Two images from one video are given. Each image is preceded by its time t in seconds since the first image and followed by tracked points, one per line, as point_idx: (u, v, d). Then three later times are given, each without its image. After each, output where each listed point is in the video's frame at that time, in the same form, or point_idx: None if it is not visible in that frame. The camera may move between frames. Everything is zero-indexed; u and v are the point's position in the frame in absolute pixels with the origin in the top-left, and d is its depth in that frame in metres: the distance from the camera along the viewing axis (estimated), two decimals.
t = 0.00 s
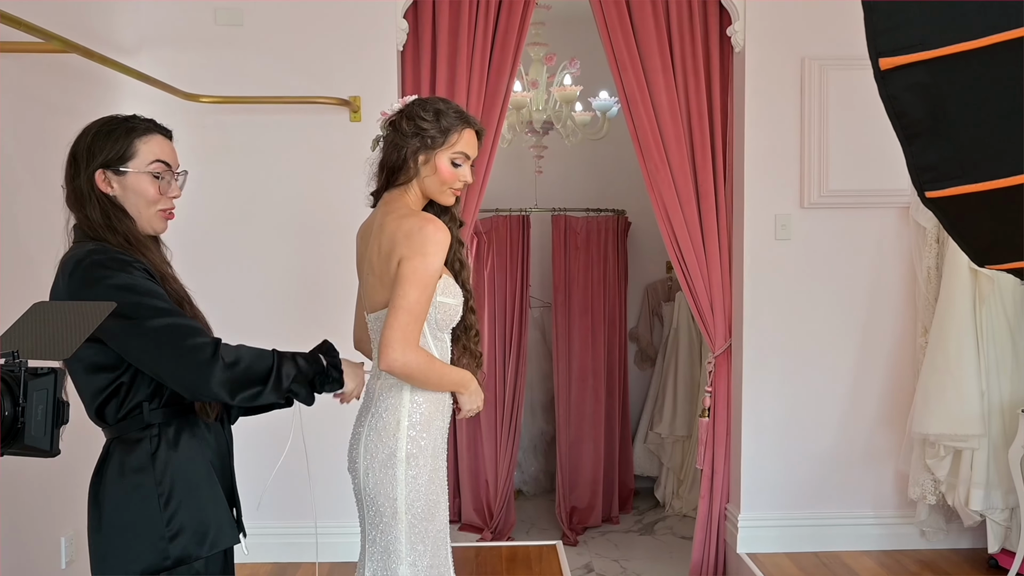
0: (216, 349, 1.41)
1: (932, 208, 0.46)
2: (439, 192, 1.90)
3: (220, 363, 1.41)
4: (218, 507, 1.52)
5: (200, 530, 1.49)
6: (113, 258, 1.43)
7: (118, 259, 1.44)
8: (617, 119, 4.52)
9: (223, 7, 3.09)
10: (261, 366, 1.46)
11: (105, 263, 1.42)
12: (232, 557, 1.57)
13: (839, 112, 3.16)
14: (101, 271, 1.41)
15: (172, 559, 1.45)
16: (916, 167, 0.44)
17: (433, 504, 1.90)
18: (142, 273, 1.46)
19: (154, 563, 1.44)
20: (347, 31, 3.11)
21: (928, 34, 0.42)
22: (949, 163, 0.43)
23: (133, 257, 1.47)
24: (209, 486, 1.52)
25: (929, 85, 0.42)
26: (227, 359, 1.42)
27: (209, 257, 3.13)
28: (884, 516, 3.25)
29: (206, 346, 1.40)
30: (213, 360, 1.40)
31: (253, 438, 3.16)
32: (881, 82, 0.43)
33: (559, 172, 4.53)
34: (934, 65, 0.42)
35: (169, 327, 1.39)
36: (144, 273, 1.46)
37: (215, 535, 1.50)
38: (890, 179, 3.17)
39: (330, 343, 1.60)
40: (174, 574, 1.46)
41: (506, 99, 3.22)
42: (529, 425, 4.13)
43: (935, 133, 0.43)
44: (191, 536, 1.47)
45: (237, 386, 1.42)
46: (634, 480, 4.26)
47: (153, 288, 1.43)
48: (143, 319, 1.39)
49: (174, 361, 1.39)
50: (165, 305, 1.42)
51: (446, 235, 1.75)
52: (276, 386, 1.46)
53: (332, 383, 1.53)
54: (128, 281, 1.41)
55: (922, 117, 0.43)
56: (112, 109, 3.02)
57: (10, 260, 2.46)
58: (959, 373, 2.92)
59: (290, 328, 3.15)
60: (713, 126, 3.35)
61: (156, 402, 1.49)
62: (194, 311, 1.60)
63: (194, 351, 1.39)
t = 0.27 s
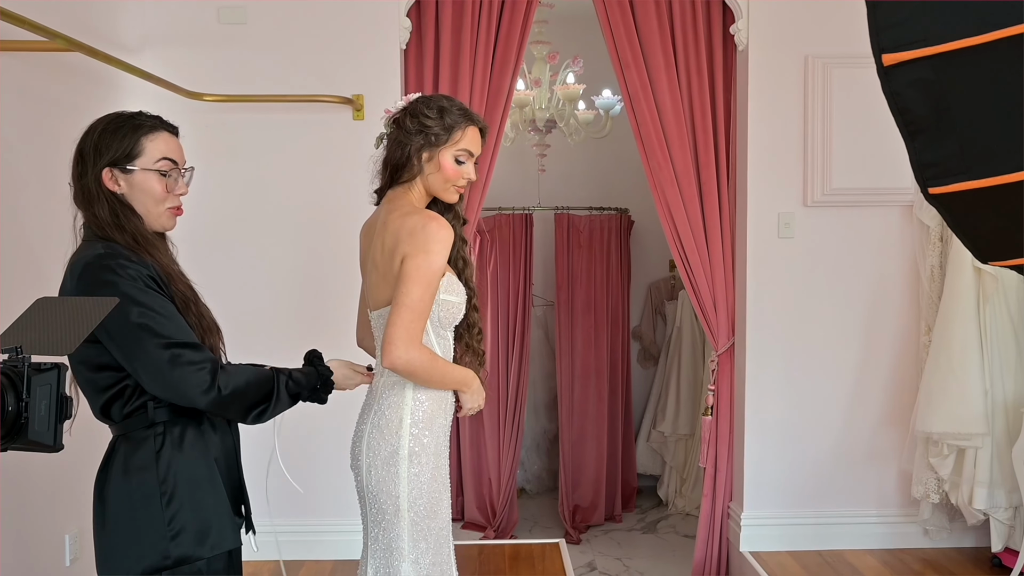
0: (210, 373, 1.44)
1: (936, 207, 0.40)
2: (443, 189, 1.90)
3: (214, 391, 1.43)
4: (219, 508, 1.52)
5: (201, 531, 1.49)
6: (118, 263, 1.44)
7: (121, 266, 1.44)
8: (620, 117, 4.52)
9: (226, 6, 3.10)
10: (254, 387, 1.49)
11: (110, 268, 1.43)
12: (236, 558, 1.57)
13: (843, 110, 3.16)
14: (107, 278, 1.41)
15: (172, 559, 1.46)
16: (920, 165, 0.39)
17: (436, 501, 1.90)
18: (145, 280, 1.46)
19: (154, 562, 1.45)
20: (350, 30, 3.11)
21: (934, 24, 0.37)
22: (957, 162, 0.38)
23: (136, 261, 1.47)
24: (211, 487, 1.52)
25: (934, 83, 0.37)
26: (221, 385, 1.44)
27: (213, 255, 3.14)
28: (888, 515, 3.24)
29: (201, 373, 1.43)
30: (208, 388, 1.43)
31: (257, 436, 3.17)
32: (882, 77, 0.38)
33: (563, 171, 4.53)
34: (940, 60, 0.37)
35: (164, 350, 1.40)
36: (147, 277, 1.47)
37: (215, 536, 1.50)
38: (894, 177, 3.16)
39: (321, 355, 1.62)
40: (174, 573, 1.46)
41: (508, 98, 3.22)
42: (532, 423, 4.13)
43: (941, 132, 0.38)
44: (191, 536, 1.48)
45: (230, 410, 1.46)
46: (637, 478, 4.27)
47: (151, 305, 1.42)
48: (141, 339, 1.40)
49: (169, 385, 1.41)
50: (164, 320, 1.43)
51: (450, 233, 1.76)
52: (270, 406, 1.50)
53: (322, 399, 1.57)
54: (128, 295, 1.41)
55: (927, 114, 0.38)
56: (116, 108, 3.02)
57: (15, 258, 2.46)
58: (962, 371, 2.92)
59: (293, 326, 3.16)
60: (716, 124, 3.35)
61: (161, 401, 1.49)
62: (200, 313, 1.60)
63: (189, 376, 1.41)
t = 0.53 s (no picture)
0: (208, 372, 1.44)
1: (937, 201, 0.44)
2: (445, 187, 1.90)
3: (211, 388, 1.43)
4: (225, 504, 1.53)
5: (207, 526, 1.49)
6: (118, 261, 1.44)
7: (121, 261, 1.44)
8: (622, 115, 4.52)
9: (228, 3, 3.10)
10: (249, 381, 1.50)
11: (111, 265, 1.43)
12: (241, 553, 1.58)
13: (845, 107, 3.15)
14: (106, 274, 1.42)
15: (179, 555, 1.46)
16: (921, 160, 0.42)
17: (439, 499, 1.91)
18: (143, 275, 1.46)
19: (160, 558, 1.45)
20: (352, 28, 3.11)
21: (935, 26, 0.40)
22: (952, 159, 0.41)
23: (135, 256, 1.47)
24: (217, 483, 1.52)
25: (935, 78, 0.40)
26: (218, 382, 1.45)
27: (214, 253, 3.14)
28: (890, 512, 3.24)
29: (197, 372, 1.42)
30: (204, 386, 1.43)
31: (259, 434, 3.17)
32: (884, 74, 0.42)
33: (565, 168, 4.53)
34: (946, 56, 0.40)
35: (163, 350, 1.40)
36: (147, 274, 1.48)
37: (222, 532, 1.51)
38: (896, 173, 3.16)
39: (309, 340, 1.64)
40: (181, 568, 1.47)
41: (510, 95, 3.22)
42: (534, 421, 4.13)
43: (944, 129, 0.41)
44: (198, 532, 1.48)
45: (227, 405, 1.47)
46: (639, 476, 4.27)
47: (151, 303, 1.42)
48: (140, 338, 1.40)
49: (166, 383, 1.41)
50: (162, 317, 1.43)
51: (453, 232, 1.76)
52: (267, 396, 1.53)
53: (315, 381, 1.59)
54: (127, 291, 1.41)
55: (927, 111, 0.41)
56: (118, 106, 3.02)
57: (19, 255, 2.47)
58: (965, 368, 2.91)
59: (296, 324, 3.16)
60: (718, 121, 3.35)
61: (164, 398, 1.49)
62: (200, 311, 1.60)
63: (187, 377, 1.41)
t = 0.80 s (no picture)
0: (204, 365, 1.44)
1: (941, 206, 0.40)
2: (452, 180, 1.90)
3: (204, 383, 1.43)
4: (225, 501, 1.53)
5: (208, 523, 1.50)
6: (117, 255, 1.44)
7: (119, 255, 1.44)
8: (624, 114, 4.52)
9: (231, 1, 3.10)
10: (239, 375, 1.49)
11: (111, 259, 1.43)
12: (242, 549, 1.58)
13: (848, 107, 3.15)
14: (105, 268, 1.42)
15: (179, 552, 1.46)
16: (923, 160, 0.39)
17: (441, 497, 1.91)
18: (142, 270, 1.46)
19: (160, 555, 1.45)
20: (355, 26, 3.11)
21: (931, 26, 0.38)
22: (959, 159, 0.38)
23: (135, 250, 1.47)
24: (218, 480, 1.53)
25: (937, 77, 0.38)
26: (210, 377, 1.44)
27: (217, 251, 3.15)
28: (891, 512, 3.24)
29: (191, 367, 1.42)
30: (198, 381, 1.42)
31: (261, 432, 3.17)
32: (887, 72, 0.39)
33: (567, 167, 4.53)
34: (947, 55, 0.38)
35: (159, 343, 1.41)
36: (146, 269, 1.47)
37: (222, 529, 1.51)
38: (898, 173, 3.16)
39: (282, 326, 1.65)
40: (181, 566, 1.47)
41: (513, 94, 3.22)
42: (536, 420, 4.13)
43: (946, 131, 0.38)
44: (198, 529, 1.49)
45: (219, 400, 1.46)
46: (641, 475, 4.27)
47: (151, 297, 1.43)
48: (137, 332, 1.40)
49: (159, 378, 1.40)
50: (159, 312, 1.43)
51: (457, 230, 1.76)
52: (259, 385, 1.53)
53: (290, 368, 1.62)
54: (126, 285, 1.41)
55: (931, 111, 0.38)
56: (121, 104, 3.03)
57: (22, 252, 2.47)
58: (967, 369, 2.91)
59: (298, 321, 3.16)
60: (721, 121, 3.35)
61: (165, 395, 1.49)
62: (199, 310, 1.58)
63: (184, 370, 1.41)
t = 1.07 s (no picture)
0: (201, 363, 1.43)
1: (946, 201, 0.46)
2: (454, 177, 1.91)
3: (201, 381, 1.42)
4: (222, 501, 1.53)
5: (204, 524, 1.49)
6: (118, 252, 1.44)
7: (121, 252, 1.44)
8: (626, 112, 4.51)
9: None
10: (234, 372, 1.49)
11: (114, 256, 1.43)
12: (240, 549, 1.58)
13: (851, 105, 3.15)
14: (105, 265, 1.42)
15: (175, 552, 1.46)
16: (928, 159, 0.44)
17: (445, 494, 1.91)
18: (144, 267, 1.46)
19: (156, 554, 1.45)
20: (358, 24, 3.11)
21: (933, 24, 0.42)
22: (961, 155, 0.43)
23: (138, 248, 1.47)
24: (215, 480, 1.53)
25: (941, 74, 0.43)
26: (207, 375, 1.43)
27: (219, 249, 3.15)
28: (893, 510, 3.24)
29: (189, 365, 1.41)
30: (195, 379, 1.41)
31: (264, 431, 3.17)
32: (893, 69, 0.44)
33: (569, 165, 4.53)
34: (945, 53, 0.43)
35: (157, 340, 1.40)
36: (147, 265, 1.48)
37: (219, 530, 1.51)
38: (901, 171, 3.15)
39: (262, 319, 1.63)
40: (177, 566, 1.47)
41: (515, 93, 3.22)
42: (538, 418, 4.14)
43: (946, 125, 0.43)
44: (195, 529, 1.48)
45: (215, 398, 1.45)
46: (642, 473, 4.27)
47: (152, 293, 1.43)
48: (136, 329, 1.40)
49: (156, 375, 1.40)
50: (158, 309, 1.43)
51: (461, 227, 1.76)
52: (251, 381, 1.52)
53: (274, 361, 1.60)
54: (127, 281, 1.41)
55: (934, 107, 0.43)
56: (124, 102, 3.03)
57: (25, 249, 2.47)
58: (970, 367, 2.91)
59: (301, 319, 3.16)
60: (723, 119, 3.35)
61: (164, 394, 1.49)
62: (201, 309, 1.57)
63: (181, 367, 1.40)
